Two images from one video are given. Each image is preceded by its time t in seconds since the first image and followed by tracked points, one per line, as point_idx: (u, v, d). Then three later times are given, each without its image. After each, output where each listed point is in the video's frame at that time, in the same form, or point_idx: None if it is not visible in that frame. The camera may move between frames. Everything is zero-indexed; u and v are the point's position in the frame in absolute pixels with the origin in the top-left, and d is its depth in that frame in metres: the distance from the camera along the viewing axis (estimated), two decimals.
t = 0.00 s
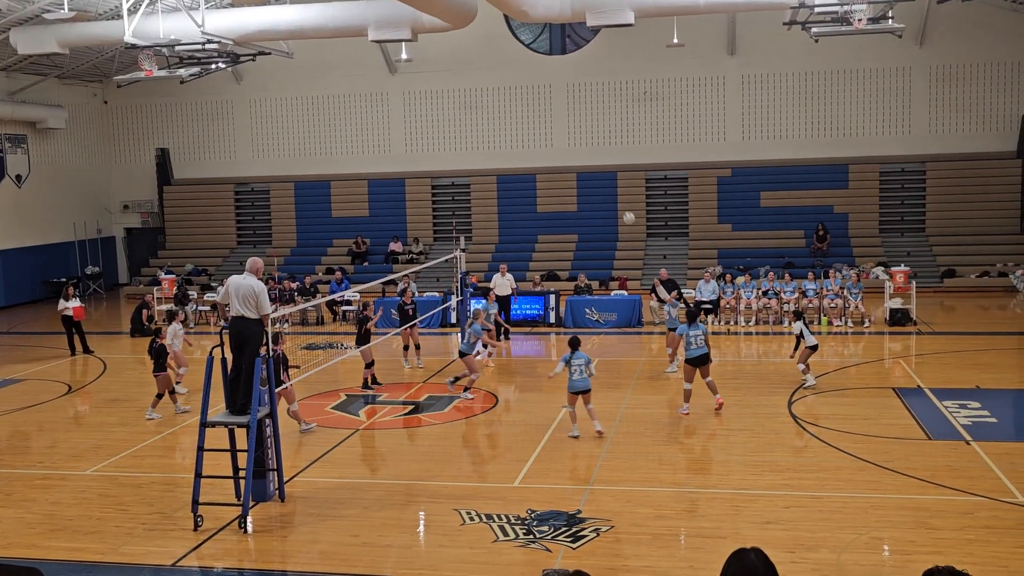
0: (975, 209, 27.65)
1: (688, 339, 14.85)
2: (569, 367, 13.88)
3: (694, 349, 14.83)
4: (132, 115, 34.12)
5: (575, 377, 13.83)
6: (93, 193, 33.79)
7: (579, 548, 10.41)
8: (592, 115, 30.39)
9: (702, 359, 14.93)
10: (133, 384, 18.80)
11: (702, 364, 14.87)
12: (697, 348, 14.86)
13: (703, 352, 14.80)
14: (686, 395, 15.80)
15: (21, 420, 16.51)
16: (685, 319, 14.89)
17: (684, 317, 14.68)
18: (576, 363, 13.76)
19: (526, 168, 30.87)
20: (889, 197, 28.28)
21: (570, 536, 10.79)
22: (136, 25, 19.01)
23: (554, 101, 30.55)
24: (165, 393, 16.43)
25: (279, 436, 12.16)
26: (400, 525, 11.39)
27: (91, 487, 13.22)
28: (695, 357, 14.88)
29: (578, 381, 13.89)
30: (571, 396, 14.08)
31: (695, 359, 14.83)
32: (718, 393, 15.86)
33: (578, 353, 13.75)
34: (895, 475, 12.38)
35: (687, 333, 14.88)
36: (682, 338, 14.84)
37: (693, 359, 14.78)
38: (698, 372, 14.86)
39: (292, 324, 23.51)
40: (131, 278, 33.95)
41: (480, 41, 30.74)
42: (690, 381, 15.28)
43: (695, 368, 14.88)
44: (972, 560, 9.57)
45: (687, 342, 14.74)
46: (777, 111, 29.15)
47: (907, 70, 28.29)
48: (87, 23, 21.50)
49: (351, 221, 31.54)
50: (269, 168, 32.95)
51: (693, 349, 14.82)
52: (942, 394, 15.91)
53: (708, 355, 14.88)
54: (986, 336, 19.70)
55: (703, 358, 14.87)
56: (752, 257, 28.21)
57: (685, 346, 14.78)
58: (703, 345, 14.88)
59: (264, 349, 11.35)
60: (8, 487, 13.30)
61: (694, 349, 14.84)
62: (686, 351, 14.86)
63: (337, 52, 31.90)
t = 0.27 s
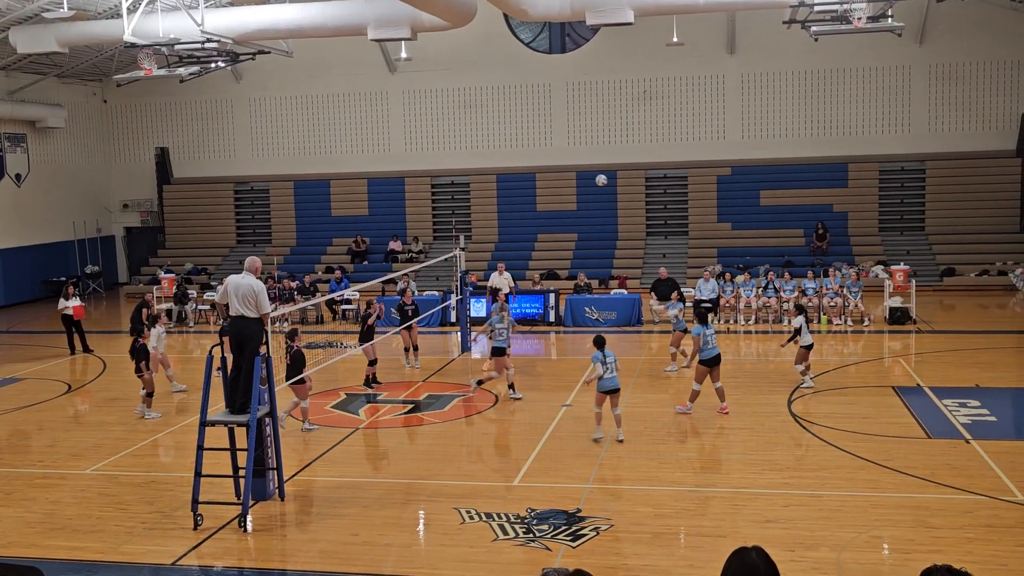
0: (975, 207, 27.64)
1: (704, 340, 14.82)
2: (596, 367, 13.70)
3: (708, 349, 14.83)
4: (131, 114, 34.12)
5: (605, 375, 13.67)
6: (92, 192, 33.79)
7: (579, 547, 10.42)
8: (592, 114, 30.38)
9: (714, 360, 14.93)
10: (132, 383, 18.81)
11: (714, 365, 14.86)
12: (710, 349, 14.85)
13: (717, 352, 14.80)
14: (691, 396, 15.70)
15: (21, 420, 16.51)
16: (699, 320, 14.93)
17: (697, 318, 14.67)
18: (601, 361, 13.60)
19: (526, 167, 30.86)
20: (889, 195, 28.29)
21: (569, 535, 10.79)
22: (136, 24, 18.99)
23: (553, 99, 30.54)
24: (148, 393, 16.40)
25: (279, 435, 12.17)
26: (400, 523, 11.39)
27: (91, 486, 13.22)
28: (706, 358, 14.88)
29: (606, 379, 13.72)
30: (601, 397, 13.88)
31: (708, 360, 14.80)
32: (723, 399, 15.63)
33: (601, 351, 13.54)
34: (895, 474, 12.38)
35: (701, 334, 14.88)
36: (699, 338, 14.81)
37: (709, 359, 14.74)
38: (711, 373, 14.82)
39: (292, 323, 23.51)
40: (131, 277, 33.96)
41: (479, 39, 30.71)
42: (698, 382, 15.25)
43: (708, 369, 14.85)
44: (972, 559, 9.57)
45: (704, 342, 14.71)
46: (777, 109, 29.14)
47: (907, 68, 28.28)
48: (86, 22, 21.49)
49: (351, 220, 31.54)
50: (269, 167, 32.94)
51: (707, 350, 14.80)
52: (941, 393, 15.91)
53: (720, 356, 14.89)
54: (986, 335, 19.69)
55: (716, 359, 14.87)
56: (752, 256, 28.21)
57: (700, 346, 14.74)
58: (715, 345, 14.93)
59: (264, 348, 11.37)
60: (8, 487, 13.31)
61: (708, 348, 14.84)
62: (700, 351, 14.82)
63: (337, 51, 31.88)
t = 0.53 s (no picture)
0: (975, 206, 27.64)
1: (710, 340, 14.71)
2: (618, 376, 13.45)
3: (712, 349, 14.74)
4: (131, 113, 34.11)
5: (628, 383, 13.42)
6: (92, 191, 33.78)
7: (579, 546, 10.43)
8: (592, 113, 30.39)
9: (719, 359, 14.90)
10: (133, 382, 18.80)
11: (719, 365, 14.84)
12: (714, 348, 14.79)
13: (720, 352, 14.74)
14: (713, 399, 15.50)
15: (21, 419, 16.51)
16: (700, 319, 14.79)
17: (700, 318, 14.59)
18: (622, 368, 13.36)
19: (526, 166, 30.86)
20: (889, 194, 28.29)
21: (569, 533, 10.80)
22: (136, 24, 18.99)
23: (553, 98, 30.54)
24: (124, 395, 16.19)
25: (279, 434, 12.18)
26: (400, 522, 11.40)
27: (90, 485, 13.22)
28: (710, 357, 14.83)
29: (629, 388, 13.43)
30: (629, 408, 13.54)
31: (713, 360, 14.75)
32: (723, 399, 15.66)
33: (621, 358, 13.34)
34: (895, 473, 12.38)
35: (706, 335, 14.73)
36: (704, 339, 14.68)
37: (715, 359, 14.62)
38: (717, 373, 14.80)
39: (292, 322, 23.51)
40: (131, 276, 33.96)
41: (479, 38, 30.70)
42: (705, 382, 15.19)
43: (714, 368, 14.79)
44: (972, 557, 9.58)
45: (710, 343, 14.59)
46: (777, 108, 29.14)
47: (907, 67, 28.27)
48: (86, 21, 21.49)
49: (351, 219, 31.55)
50: (269, 167, 32.94)
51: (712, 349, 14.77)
52: (941, 392, 15.91)
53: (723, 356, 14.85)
54: (985, 334, 19.69)
55: (721, 359, 14.86)
56: (752, 254, 28.21)
57: (706, 347, 14.63)
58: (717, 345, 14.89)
59: (263, 348, 11.38)
60: (8, 486, 13.31)
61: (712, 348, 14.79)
62: (706, 351, 14.75)
63: (336, 49, 31.88)
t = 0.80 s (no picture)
0: (975, 205, 27.65)
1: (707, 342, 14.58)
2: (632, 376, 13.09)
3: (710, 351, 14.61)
4: (130, 112, 34.11)
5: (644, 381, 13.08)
6: (92, 191, 33.78)
7: (579, 545, 10.43)
8: (592, 113, 30.38)
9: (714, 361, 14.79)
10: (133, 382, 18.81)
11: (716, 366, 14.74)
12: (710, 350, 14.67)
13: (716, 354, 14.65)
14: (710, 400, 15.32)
15: (21, 418, 16.51)
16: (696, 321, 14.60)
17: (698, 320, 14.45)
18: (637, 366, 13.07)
19: (526, 165, 30.85)
20: (889, 194, 28.29)
21: (569, 533, 10.81)
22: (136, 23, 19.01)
23: (553, 98, 30.54)
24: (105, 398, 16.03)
25: (279, 433, 12.19)
26: (400, 522, 11.41)
27: (90, 485, 13.22)
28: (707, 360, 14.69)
29: (644, 386, 13.10)
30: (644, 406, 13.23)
31: (710, 362, 14.62)
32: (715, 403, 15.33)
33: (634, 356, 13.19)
34: (895, 472, 12.38)
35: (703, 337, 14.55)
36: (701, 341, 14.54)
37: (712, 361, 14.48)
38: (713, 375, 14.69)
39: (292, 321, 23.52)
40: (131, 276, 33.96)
41: (479, 38, 30.70)
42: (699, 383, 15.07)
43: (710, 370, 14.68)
44: (972, 556, 9.59)
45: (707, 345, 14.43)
46: (777, 107, 29.14)
47: (907, 67, 28.27)
48: (86, 21, 21.49)
49: (351, 219, 31.56)
50: (268, 166, 32.93)
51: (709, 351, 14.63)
52: (941, 391, 15.91)
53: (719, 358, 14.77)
54: (985, 333, 19.70)
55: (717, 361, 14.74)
56: (751, 254, 28.20)
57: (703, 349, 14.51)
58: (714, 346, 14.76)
59: (263, 348, 11.37)
60: (8, 486, 13.30)
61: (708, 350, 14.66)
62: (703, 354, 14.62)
63: (336, 49, 31.87)
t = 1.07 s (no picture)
0: (975, 204, 27.66)
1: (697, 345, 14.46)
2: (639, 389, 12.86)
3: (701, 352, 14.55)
4: (130, 112, 34.10)
5: (652, 393, 12.84)
6: (92, 190, 33.77)
7: (579, 544, 10.43)
8: (592, 112, 30.39)
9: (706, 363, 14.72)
10: (132, 381, 18.80)
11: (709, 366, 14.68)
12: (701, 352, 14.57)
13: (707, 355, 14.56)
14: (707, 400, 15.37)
15: (21, 418, 16.51)
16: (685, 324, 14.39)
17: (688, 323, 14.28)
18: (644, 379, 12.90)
19: (526, 165, 30.84)
20: (888, 193, 28.30)
21: (569, 532, 10.81)
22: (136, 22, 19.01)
23: (552, 97, 30.53)
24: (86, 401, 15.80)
25: (279, 433, 12.18)
26: (400, 521, 11.41)
27: (90, 484, 13.22)
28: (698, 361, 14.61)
29: (652, 398, 12.90)
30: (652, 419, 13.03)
31: (702, 363, 14.57)
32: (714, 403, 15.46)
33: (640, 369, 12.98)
34: (895, 472, 12.38)
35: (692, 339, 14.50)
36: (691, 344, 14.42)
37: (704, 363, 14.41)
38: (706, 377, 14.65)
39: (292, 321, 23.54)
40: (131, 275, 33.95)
41: (479, 37, 30.71)
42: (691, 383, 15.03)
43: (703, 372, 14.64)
44: (971, 556, 9.59)
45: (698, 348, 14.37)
46: (777, 107, 29.14)
47: (907, 66, 28.27)
48: (86, 20, 21.47)
49: (351, 218, 31.56)
50: (268, 166, 32.92)
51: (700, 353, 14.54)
52: (941, 391, 15.92)
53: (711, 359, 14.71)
54: (984, 332, 19.73)
55: (708, 362, 14.68)
56: (751, 253, 28.20)
57: (694, 351, 14.45)
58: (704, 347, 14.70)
59: (263, 347, 11.36)
60: (8, 485, 13.31)
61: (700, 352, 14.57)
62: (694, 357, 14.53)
63: (336, 49, 31.86)
